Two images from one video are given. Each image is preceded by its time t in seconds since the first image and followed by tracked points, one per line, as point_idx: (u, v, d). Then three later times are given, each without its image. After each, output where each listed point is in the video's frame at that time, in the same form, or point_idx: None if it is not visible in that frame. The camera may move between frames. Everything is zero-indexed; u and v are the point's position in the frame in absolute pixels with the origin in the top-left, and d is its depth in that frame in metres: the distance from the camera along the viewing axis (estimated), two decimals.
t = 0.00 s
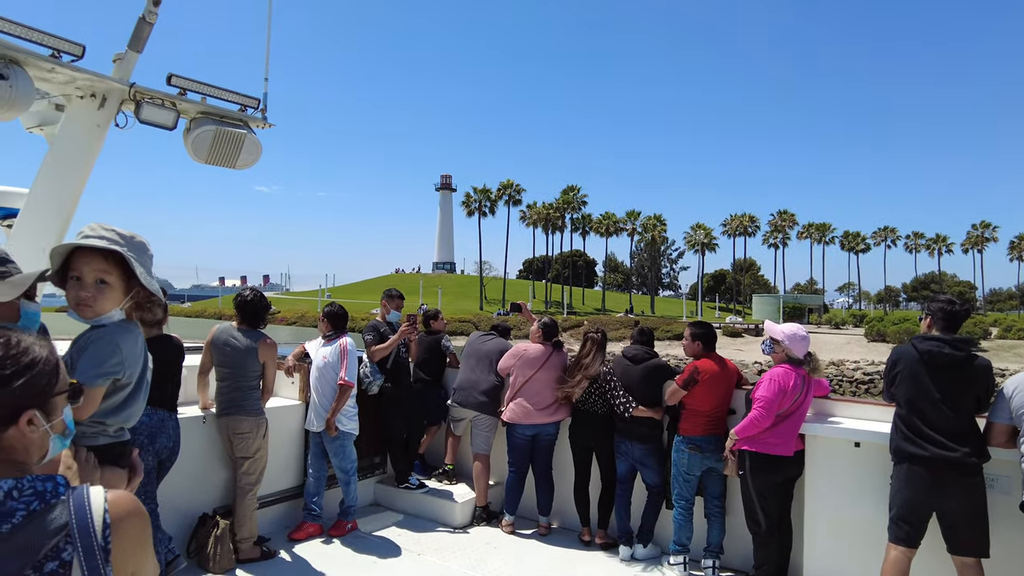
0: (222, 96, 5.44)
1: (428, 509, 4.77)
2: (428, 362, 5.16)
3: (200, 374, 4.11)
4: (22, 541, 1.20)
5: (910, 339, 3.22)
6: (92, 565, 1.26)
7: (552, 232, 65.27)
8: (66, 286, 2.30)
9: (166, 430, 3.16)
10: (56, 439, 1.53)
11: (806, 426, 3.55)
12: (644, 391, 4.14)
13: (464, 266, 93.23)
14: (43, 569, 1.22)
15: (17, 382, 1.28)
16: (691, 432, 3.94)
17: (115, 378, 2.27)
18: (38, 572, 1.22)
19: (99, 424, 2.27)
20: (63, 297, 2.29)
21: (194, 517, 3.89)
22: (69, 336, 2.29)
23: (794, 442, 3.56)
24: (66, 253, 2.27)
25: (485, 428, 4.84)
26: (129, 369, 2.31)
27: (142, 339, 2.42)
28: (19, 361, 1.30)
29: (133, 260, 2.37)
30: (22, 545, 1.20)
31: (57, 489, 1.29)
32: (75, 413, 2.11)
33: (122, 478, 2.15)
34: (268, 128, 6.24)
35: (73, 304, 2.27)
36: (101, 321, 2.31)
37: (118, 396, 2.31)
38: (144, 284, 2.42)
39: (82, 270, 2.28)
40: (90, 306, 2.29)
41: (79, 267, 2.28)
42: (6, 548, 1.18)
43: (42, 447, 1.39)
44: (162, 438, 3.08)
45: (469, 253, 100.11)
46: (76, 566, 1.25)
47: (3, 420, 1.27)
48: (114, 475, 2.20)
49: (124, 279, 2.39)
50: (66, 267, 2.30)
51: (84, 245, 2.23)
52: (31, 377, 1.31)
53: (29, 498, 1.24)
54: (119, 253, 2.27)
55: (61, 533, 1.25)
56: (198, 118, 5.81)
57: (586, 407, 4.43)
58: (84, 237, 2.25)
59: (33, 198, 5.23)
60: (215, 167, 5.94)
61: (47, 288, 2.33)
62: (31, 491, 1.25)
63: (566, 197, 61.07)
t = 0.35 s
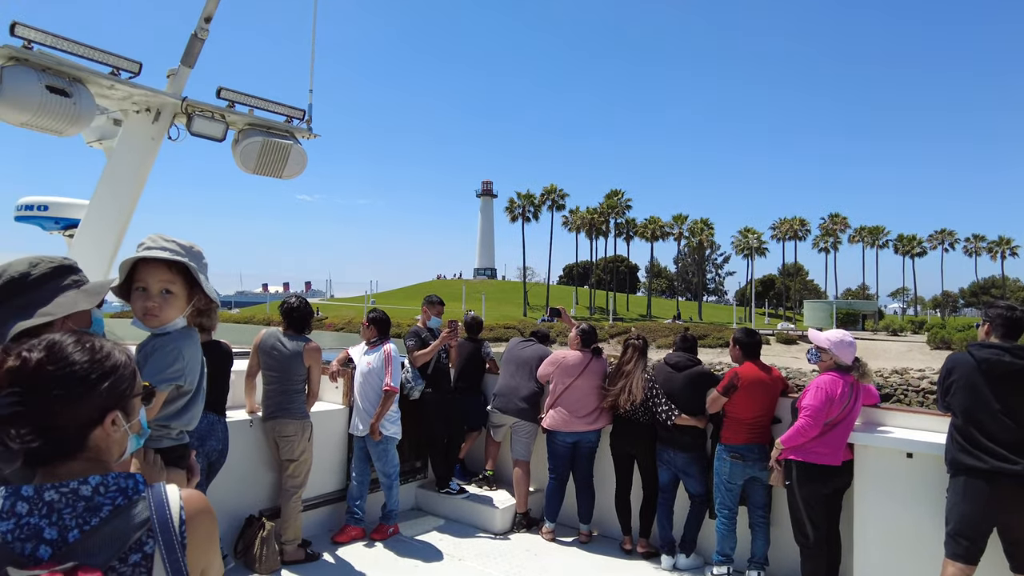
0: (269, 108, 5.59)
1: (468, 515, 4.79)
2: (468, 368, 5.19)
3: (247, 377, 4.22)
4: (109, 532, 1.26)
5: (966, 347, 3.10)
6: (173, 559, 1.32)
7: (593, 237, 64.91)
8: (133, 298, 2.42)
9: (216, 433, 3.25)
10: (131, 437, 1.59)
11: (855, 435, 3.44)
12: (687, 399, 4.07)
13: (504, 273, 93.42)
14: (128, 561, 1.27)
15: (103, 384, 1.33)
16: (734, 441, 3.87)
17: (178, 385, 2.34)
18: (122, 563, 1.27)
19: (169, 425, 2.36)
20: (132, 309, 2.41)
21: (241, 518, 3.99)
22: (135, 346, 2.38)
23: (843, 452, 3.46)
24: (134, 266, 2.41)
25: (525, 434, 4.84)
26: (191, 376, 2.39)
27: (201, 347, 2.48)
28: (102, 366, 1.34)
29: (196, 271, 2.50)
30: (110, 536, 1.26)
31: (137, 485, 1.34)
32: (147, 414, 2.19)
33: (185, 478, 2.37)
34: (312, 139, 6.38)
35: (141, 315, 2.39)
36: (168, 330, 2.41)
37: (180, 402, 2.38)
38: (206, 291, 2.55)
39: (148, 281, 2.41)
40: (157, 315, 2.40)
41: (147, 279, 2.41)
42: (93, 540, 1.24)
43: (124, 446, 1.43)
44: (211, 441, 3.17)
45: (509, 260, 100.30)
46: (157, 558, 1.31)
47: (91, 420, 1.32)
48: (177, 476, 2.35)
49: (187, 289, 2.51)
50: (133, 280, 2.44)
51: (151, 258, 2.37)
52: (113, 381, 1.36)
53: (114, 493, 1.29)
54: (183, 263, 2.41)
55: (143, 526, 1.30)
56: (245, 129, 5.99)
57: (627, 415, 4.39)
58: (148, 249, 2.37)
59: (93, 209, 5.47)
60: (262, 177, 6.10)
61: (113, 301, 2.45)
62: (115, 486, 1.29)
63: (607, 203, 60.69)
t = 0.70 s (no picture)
0: (307, 119, 5.71)
1: (503, 522, 4.78)
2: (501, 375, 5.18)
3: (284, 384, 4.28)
4: (178, 534, 1.27)
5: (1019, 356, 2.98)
6: (237, 562, 1.33)
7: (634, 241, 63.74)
8: (185, 306, 2.47)
9: (255, 438, 3.31)
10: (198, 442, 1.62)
11: (901, 445, 3.34)
12: (726, 408, 4.00)
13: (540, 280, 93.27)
14: (194, 564, 1.28)
15: (174, 394, 1.37)
16: (773, 451, 3.78)
17: (227, 392, 2.39)
18: (189, 566, 1.27)
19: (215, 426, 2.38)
20: (184, 316, 2.46)
21: (279, 523, 4.05)
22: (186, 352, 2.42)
23: (890, 463, 3.35)
24: (185, 274, 2.47)
25: (559, 442, 4.80)
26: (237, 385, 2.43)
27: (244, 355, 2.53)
28: (172, 375, 1.38)
29: (243, 279, 2.59)
30: (178, 538, 1.27)
31: (202, 491, 1.35)
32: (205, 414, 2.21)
33: (231, 482, 2.33)
34: (348, 148, 6.49)
35: (194, 321, 2.44)
36: (221, 335, 2.47)
37: (224, 410, 2.40)
38: (252, 297, 2.64)
39: (201, 289, 2.48)
40: (210, 321, 2.46)
41: (199, 286, 2.48)
42: (163, 541, 1.25)
43: (188, 452, 1.46)
44: (250, 446, 3.23)
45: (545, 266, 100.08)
46: (221, 561, 1.32)
47: (162, 426, 1.35)
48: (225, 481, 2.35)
49: (235, 296, 2.59)
50: (183, 288, 2.49)
51: (204, 265, 2.44)
52: (183, 390, 1.40)
53: (182, 498, 1.30)
54: (236, 269, 2.49)
55: (210, 530, 1.32)
56: (284, 140, 6.11)
57: (663, 423, 4.34)
58: (201, 257, 2.44)
59: (138, 219, 5.64)
60: (300, 186, 6.21)
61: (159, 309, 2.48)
62: (182, 491, 1.31)
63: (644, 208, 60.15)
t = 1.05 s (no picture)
0: (343, 129, 5.80)
1: (537, 529, 4.75)
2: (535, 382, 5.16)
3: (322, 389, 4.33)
4: (238, 539, 1.30)
5: None
6: (296, 568, 1.36)
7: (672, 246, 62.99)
8: (232, 316, 2.55)
9: (293, 443, 3.35)
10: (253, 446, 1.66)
11: (949, 456, 3.22)
12: (765, 416, 3.91)
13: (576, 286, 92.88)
14: (253, 568, 1.31)
15: (237, 401, 1.39)
16: (814, 459, 3.68)
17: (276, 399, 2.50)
18: (248, 570, 1.31)
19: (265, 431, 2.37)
20: (232, 326, 2.54)
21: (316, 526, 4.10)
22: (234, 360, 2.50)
23: (937, 475, 3.23)
24: (231, 286, 2.53)
25: (594, 449, 4.76)
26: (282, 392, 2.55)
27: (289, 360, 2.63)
28: (236, 383, 1.40)
29: (287, 287, 2.63)
30: (238, 544, 1.30)
31: (261, 497, 1.37)
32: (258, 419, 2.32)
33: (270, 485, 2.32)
34: (383, 156, 6.57)
35: (240, 331, 2.52)
36: (266, 344, 2.54)
37: (273, 416, 2.48)
38: (296, 304, 2.69)
39: (246, 300, 2.54)
40: (256, 331, 2.54)
41: (244, 297, 2.54)
42: (226, 545, 1.28)
43: (246, 459, 1.48)
44: (288, 450, 3.27)
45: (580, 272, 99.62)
46: (279, 566, 1.35)
47: (226, 432, 1.37)
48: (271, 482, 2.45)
49: (279, 305, 2.64)
50: (230, 298, 2.56)
51: (249, 277, 2.49)
52: (245, 397, 1.42)
53: (242, 503, 1.32)
54: (279, 280, 2.53)
55: (269, 536, 1.35)
56: (321, 149, 6.23)
57: (700, 431, 4.27)
58: (246, 270, 2.49)
59: (181, 227, 5.80)
60: (336, 195, 6.30)
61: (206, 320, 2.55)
62: (242, 497, 1.33)
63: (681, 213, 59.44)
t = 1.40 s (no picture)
0: (378, 138, 5.88)
1: (572, 536, 4.72)
2: (572, 388, 5.14)
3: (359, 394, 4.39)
4: (291, 544, 1.31)
5: None
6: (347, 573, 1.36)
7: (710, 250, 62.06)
8: (277, 324, 2.59)
9: (332, 448, 3.37)
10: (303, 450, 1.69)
11: (1003, 465, 3.10)
12: (807, 423, 3.82)
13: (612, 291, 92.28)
14: (305, 573, 1.32)
15: (288, 407, 1.42)
16: (858, 468, 3.58)
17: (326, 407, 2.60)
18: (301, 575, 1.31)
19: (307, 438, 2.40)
20: (278, 334, 2.59)
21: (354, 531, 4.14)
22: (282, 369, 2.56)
23: (990, 485, 3.11)
24: (276, 295, 2.59)
25: (630, 457, 4.71)
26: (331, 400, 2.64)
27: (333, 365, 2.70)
28: (286, 389, 1.43)
29: (330, 296, 2.67)
30: (290, 548, 1.31)
31: (311, 502, 1.40)
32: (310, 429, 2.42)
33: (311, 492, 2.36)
34: (419, 164, 6.63)
35: (286, 339, 2.57)
36: (311, 351, 2.59)
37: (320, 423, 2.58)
38: (340, 313, 2.72)
39: (291, 308, 2.58)
40: (301, 338, 2.58)
41: (289, 306, 2.59)
42: (279, 549, 1.30)
43: (295, 463, 1.51)
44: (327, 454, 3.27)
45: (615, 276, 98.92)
46: (331, 570, 1.36)
47: (276, 436, 1.40)
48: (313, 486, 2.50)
49: (323, 313, 2.68)
50: (275, 308, 2.61)
51: (293, 286, 2.54)
52: (294, 403, 1.45)
53: (293, 508, 1.35)
54: (322, 288, 2.57)
55: (320, 541, 1.36)
56: (358, 159, 6.32)
57: (738, 437, 4.19)
58: (290, 280, 2.53)
59: (222, 236, 5.95)
60: (373, 204, 6.38)
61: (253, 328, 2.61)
62: (293, 502, 1.36)
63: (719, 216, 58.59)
